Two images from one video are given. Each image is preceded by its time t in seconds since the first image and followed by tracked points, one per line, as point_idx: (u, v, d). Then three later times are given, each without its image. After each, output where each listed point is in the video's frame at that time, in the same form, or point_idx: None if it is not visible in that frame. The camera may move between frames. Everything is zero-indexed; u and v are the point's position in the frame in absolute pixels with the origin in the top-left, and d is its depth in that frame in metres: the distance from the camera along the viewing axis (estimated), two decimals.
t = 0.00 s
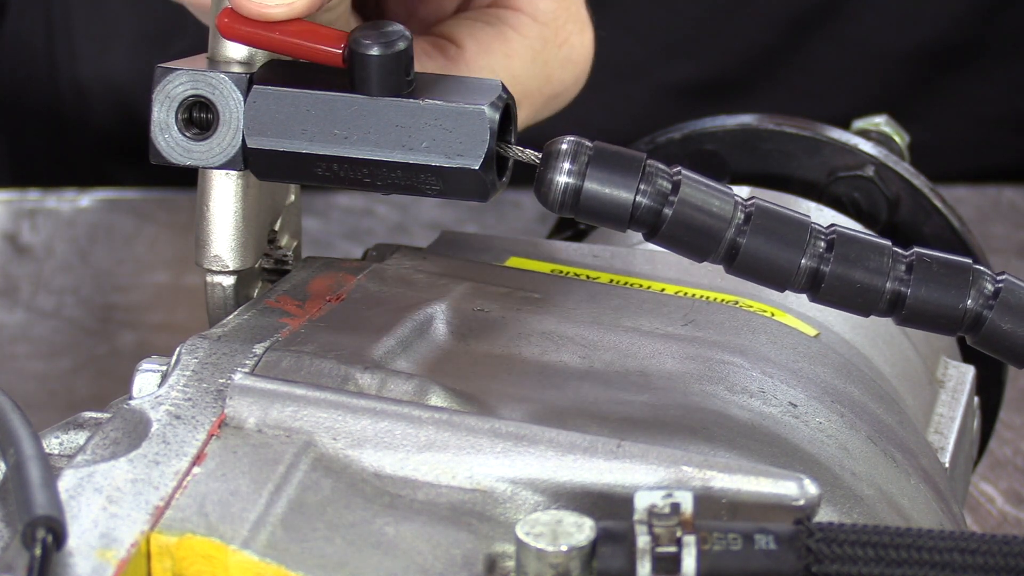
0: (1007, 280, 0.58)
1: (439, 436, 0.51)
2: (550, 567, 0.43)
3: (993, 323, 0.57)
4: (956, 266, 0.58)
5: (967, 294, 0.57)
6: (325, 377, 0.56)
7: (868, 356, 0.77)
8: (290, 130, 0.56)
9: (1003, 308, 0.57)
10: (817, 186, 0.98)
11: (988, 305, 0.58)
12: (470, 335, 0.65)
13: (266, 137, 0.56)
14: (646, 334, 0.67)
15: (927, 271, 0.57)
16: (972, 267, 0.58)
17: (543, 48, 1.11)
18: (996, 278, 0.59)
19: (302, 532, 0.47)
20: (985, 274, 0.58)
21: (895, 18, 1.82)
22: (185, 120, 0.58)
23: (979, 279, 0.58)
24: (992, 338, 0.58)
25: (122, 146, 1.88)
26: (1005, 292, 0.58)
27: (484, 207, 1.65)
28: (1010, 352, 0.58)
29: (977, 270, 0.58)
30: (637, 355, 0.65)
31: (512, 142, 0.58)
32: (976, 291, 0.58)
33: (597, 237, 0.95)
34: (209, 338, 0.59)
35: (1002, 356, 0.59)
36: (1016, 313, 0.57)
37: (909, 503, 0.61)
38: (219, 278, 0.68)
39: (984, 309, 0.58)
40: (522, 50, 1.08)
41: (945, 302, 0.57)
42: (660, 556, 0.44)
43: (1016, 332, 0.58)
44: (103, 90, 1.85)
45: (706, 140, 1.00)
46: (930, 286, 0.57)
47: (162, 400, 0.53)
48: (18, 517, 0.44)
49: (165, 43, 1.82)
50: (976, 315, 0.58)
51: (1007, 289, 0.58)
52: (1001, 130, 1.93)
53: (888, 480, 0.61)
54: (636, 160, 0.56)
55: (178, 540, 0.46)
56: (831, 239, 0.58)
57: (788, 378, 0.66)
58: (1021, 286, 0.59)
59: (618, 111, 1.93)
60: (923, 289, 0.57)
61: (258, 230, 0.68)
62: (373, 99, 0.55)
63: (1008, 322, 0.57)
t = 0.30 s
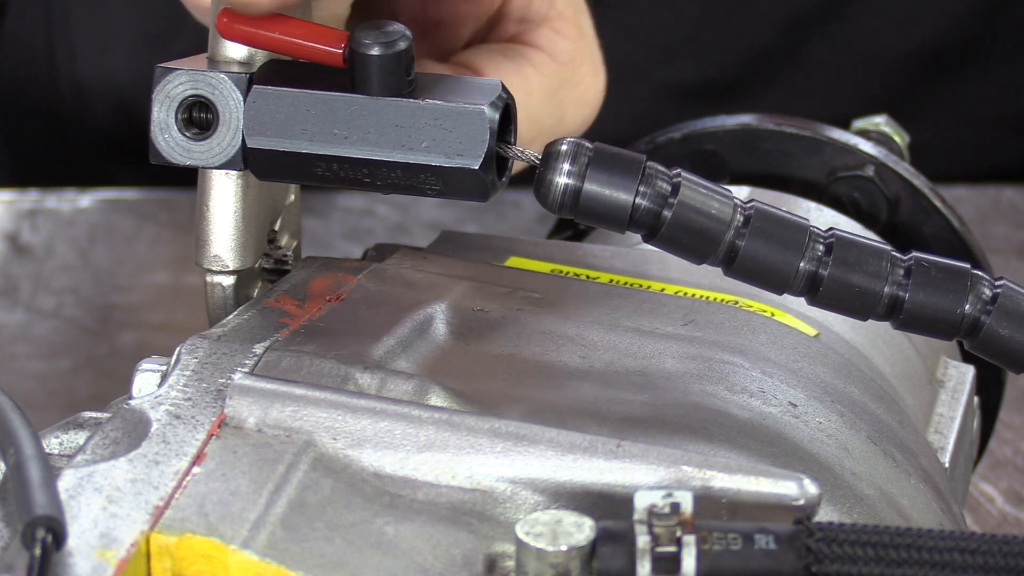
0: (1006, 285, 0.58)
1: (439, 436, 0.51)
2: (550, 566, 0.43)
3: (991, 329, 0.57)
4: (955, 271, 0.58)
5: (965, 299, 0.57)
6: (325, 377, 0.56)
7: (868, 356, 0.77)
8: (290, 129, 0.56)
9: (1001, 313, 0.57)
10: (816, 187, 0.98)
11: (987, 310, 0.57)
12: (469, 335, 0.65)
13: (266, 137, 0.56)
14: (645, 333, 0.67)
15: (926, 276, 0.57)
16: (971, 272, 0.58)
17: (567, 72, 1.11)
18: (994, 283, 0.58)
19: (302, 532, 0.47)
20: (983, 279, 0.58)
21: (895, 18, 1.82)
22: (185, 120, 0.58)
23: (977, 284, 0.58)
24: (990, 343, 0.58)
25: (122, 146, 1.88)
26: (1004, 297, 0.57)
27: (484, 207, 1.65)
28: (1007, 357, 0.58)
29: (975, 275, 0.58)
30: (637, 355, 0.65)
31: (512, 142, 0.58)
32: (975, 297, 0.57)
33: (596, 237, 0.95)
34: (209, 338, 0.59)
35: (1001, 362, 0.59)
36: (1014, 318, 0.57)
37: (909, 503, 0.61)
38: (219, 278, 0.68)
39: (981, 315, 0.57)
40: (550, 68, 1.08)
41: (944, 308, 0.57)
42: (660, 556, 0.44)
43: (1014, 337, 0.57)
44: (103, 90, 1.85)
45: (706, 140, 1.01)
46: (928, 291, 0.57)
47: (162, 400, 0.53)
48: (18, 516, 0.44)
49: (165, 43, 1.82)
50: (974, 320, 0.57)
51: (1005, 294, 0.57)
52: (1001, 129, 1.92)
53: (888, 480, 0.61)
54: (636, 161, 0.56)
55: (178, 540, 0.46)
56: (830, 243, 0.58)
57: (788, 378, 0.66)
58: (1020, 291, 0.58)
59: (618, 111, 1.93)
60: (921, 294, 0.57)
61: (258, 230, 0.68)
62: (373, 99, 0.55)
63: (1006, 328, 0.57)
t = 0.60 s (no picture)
0: (1007, 283, 0.58)
1: (439, 436, 0.51)
2: (549, 567, 0.43)
3: (993, 327, 0.57)
4: (957, 269, 0.58)
5: (966, 297, 0.57)
6: (325, 377, 0.56)
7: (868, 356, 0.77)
8: (290, 130, 0.56)
9: (1003, 311, 0.57)
10: (817, 186, 0.98)
11: (988, 308, 0.57)
12: (469, 335, 0.65)
13: (266, 137, 0.56)
14: (645, 333, 0.67)
15: (927, 275, 0.57)
16: (972, 270, 0.58)
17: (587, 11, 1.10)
18: (996, 281, 0.58)
19: (302, 532, 0.47)
20: (985, 277, 0.58)
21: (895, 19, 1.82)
22: (185, 120, 0.58)
23: (978, 282, 0.58)
24: (992, 342, 0.58)
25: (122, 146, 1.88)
26: (1006, 295, 0.57)
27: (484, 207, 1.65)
28: (1009, 355, 0.58)
29: (976, 273, 0.58)
30: (637, 355, 0.65)
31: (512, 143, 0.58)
32: (976, 295, 0.57)
33: (596, 237, 0.95)
34: (209, 338, 0.59)
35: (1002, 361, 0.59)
36: (1015, 317, 0.57)
37: (909, 503, 0.61)
38: (219, 278, 0.68)
39: (983, 313, 0.57)
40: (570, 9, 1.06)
41: (945, 306, 0.57)
42: (660, 556, 0.44)
43: (1016, 335, 0.57)
44: (103, 91, 1.85)
45: (706, 140, 1.01)
46: (930, 288, 0.57)
47: (162, 400, 0.53)
48: (18, 517, 0.44)
49: (165, 43, 1.82)
50: (975, 319, 0.57)
51: (1007, 293, 0.57)
52: (1001, 130, 1.92)
53: (888, 481, 0.61)
54: (639, 160, 0.56)
55: (178, 540, 0.46)
56: (831, 241, 0.58)
57: (788, 378, 0.66)
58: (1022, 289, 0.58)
59: (618, 111, 1.93)
60: (922, 292, 0.57)
61: (258, 230, 0.68)
62: (373, 99, 0.55)
63: (1009, 326, 0.57)
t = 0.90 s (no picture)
0: (1002, 294, 0.58)
1: (440, 436, 0.51)
2: (550, 567, 0.43)
3: (988, 338, 0.57)
4: (952, 279, 0.58)
5: (962, 308, 0.57)
6: (326, 377, 0.56)
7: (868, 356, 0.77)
8: (290, 130, 0.56)
9: (997, 322, 0.57)
10: (817, 187, 0.98)
11: (983, 319, 0.58)
12: (469, 335, 0.65)
13: (266, 137, 0.56)
14: (645, 333, 0.67)
15: (923, 285, 0.57)
16: (967, 281, 0.58)
17: None
18: (991, 292, 0.59)
19: (302, 532, 0.47)
20: (980, 288, 0.58)
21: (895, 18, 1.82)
22: (185, 120, 0.58)
23: (974, 292, 0.58)
24: (987, 352, 0.58)
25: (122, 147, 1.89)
26: (1000, 306, 0.58)
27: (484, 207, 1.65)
28: (1003, 366, 0.58)
29: (971, 283, 0.58)
30: (637, 355, 0.65)
31: (511, 145, 0.58)
32: (971, 305, 0.58)
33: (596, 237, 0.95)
34: (209, 338, 0.59)
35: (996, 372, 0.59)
36: (1010, 327, 0.57)
37: (909, 502, 0.61)
38: (219, 278, 0.68)
39: (979, 324, 0.58)
40: None
41: (940, 316, 0.57)
42: (661, 556, 0.44)
43: (1012, 347, 0.57)
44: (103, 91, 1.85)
45: (706, 140, 1.01)
46: (925, 299, 0.57)
47: (162, 400, 0.53)
48: (18, 517, 0.44)
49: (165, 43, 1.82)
50: (970, 329, 0.58)
51: (1002, 304, 0.58)
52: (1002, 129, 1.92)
53: (888, 481, 0.61)
54: (635, 168, 0.56)
55: (178, 540, 0.46)
56: (827, 250, 0.58)
57: (788, 378, 0.66)
58: (1016, 301, 0.58)
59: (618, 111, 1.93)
60: (918, 302, 0.57)
61: (258, 230, 0.68)
62: (373, 99, 0.55)
63: (1003, 337, 0.57)
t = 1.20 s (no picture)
0: (996, 290, 0.58)
1: (440, 436, 0.51)
2: (550, 567, 0.43)
3: (981, 335, 0.57)
4: (945, 276, 0.58)
5: (955, 305, 0.57)
6: (326, 377, 0.56)
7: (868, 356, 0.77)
8: (290, 130, 0.56)
9: (991, 318, 0.57)
10: (816, 187, 0.98)
11: (977, 315, 0.57)
12: (469, 335, 0.65)
13: (265, 137, 0.56)
14: (646, 333, 0.67)
15: (916, 282, 0.57)
16: (961, 277, 0.58)
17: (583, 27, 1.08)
18: (984, 288, 0.58)
19: (302, 533, 0.47)
20: (973, 284, 0.58)
21: (895, 19, 1.82)
22: (185, 120, 0.58)
23: (967, 289, 0.58)
24: (982, 349, 0.57)
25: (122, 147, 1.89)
26: (994, 302, 0.57)
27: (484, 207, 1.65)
28: (999, 364, 0.58)
29: (965, 280, 0.58)
30: (637, 355, 0.65)
31: (510, 145, 0.58)
32: (964, 302, 0.57)
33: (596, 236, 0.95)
34: (209, 338, 0.59)
35: (991, 368, 0.59)
36: (1004, 323, 0.57)
37: (909, 502, 0.61)
38: (220, 278, 0.68)
39: (972, 320, 0.57)
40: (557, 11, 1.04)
41: (934, 314, 0.57)
42: (661, 556, 0.44)
43: (1007, 343, 0.57)
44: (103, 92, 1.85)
45: (706, 140, 1.01)
46: (918, 296, 0.57)
47: (162, 400, 0.53)
48: (18, 517, 0.44)
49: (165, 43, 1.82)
50: (964, 326, 0.57)
51: (996, 300, 0.57)
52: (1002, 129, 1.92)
53: (888, 481, 0.61)
54: (626, 170, 0.56)
55: (178, 540, 0.46)
56: (819, 250, 0.58)
57: (788, 378, 0.66)
58: (1012, 297, 0.58)
59: (619, 111, 1.93)
60: (911, 300, 0.57)
61: (258, 229, 0.68)
62: (373, 99, 0.55)
63: (998, 334, 0.57)
